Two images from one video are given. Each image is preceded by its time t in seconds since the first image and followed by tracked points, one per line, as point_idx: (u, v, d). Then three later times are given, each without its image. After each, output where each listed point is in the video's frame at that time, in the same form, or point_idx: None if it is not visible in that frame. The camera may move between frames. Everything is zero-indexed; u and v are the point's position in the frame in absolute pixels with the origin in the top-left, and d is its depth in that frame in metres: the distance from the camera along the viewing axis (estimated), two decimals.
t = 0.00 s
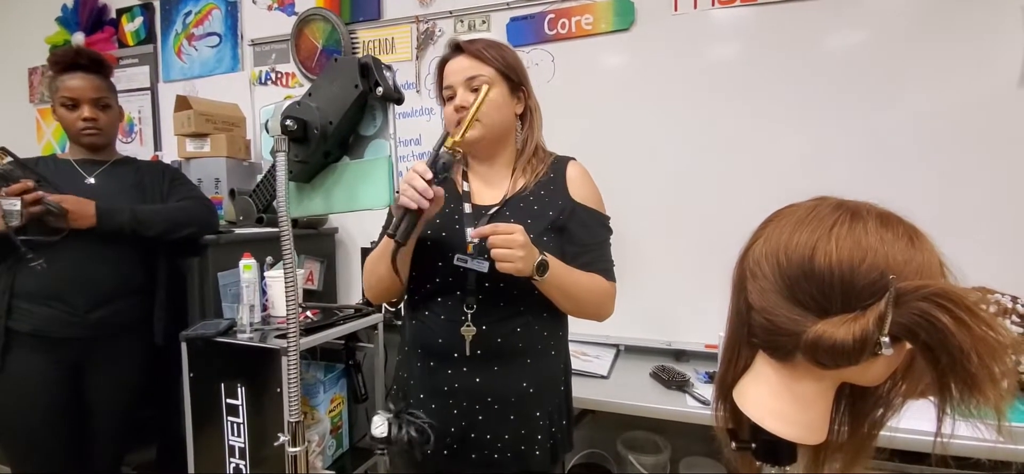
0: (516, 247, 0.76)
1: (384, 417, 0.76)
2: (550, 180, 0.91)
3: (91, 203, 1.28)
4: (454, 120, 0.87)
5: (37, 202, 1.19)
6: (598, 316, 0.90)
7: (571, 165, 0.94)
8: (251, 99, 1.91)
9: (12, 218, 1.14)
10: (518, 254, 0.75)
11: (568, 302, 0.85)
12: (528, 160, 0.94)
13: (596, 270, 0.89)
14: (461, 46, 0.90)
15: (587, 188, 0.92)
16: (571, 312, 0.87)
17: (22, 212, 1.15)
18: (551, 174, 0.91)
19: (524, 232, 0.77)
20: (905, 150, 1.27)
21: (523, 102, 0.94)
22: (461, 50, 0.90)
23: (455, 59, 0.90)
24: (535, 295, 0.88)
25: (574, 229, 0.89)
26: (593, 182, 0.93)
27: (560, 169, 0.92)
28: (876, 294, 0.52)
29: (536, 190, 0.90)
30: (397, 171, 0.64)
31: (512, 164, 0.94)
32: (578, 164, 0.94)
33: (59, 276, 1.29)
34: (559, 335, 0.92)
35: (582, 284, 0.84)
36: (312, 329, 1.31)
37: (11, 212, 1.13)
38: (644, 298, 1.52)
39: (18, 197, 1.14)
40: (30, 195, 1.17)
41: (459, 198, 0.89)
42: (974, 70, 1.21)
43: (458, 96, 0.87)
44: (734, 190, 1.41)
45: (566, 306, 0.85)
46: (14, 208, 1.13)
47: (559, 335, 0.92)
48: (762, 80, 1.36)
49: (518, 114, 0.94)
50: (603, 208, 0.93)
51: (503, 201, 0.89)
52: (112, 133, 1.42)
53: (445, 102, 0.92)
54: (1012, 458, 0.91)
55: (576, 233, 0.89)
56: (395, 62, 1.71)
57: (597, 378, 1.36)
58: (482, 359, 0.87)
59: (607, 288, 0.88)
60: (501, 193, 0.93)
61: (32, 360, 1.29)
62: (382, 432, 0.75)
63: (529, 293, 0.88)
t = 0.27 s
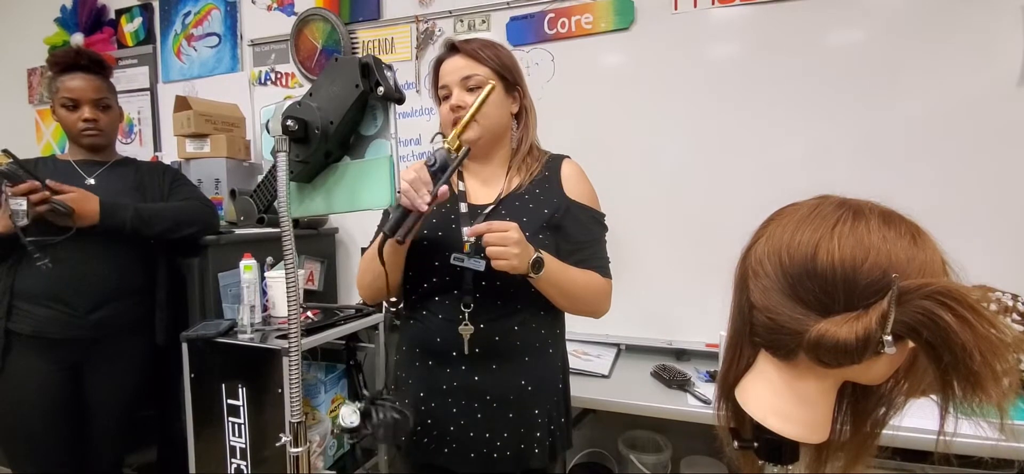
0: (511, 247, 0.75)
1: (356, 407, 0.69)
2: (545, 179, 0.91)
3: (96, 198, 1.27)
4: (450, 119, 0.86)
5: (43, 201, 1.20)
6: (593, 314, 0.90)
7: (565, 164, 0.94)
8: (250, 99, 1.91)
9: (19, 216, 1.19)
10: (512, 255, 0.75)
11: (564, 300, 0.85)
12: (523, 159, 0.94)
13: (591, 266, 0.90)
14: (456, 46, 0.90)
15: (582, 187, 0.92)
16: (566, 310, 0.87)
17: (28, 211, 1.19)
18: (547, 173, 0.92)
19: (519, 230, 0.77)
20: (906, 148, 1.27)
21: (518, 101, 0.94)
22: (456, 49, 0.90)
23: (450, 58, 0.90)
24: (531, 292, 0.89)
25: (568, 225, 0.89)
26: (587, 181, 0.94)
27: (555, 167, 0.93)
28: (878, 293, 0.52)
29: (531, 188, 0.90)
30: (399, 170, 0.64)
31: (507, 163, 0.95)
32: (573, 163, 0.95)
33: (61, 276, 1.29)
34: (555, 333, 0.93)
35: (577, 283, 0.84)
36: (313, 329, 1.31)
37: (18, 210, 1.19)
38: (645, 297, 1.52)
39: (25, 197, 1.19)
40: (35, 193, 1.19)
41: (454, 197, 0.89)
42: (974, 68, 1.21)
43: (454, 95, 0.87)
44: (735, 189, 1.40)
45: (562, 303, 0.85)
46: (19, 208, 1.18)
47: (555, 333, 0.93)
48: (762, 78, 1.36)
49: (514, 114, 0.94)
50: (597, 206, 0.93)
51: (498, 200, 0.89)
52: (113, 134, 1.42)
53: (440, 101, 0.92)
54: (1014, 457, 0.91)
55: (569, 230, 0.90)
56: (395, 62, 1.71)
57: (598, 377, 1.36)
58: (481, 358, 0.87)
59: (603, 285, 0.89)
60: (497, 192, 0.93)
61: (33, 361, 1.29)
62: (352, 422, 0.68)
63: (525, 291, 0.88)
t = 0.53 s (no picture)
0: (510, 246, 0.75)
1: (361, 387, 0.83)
2: (545, 178, 0.91)
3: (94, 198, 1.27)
4: (449, 118, 0.87)
5: (35, 206, 1.20)
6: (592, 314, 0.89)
7: (564, 163, 0.94)
8: (250, 99, 1.91)
9: (10, 220, 1.20)
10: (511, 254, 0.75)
11: (563, 300, 0.84)
12: (523, 158, 0.94)
13: (593, 266, 0.90)
14: (456, 44, 0.89)
15: (582, 187, 0.92)
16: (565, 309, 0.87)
17: (21, 216, 1.20)
18: (547, 172, 0.91)
19: (518, 229, 0.77)
20: (906, 147, 1.27)
21: (518, 100, 0.94)
22: (456, 48, 0.90)
23: (450, 56, 0.90)
24: (532, 291, 0.89)
25: (568, 225, 0.89)
26: (587, 180, 0.93)
27: (554, 166, 0.93)
28: (880, 291, 0.52)
29: (531, 188, 0.89)
30: (400, 169, 0.64)
31: (507, 162, 0.94)
32: (573, 163, 0.95)
33: (60, 276, 1.29)
34: (556, 331, 0.92)
35: (577, 283, 0.84)
36: (314, 329, 1.31)
37: (9, 215, 1.20)
38: (646, 297, 1.52)
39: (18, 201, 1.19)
40: (28, 198, 1.20)
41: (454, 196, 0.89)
42: (974, 67, 1.21)
43: (453, 94, 0.87)
44: (735, 188, 1.40)
45: (562, 303, 0.85)
46: (13, 212, 1.20)
47: (556, 332, 0.93)
48: (761, 77, 1.36)
49: (514, 113, 0.94)
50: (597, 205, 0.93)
51: (497, 199, 0.89)
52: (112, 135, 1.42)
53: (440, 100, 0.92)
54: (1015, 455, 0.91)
55: (568, 230, 0.90)
56: (395, 62, 1.71)
57: (598, 377, 1.36)
58: (482, 357, 0.86)
59: (602, 284, 0.89)
60: (496, 191, 0.92)
61: (33, 361, 1.29)
62: (359, 399, 0.81)
63: (525, 291, 0.88)
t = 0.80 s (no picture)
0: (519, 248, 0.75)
1: (398, 399, 0.83)
2: (554, 179, 0.91)
3: (95, 198, 1.27)
4: (459, 118, 0.87)
5: (31, 210, 1.20)
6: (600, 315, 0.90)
7: (574, 164, 0.94)
8: (251, 100, 1.91)
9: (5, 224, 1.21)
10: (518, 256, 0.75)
11: (571, 301, 0.84)
12: (532, 158, 0.94)
13: (600, 268, 0.89)
14: (468, 44, 0.89)
15: (592, 187, 0.92)
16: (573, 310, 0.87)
17: (16, 220, 1.20)
18: (556, 172, 0.91)
19: (527, 229, 0.77)
20: (907, 147, 1.27)
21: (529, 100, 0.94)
22: (468, 47, 0.90)
23: (462, 56, 0.90)
24: (539, 292, 0.88)
25: (577, 226, 0.89)
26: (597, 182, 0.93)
27: (564, 167, 0.92)
28: (882, 290, 0.52)
29: (540, 188, 0.89)
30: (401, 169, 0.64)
31: (516, 163, 0.94)
32: (583, 163, 0.94)
33: (61, 276, 1.29)
34: (562, 332, 0.92)
35: (586, 284, 0.84)
36: (315, 329, 1.32)
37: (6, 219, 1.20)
38: (647, 297, 1.52)
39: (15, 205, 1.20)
40: (26, 202, 1.20)
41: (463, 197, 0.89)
42: (975, 66, 1.20)
43: (464, 93, 0.87)
44: (736, 188, 1.40)
45: (570, 304, 0.85)
46: (8, 215, 1.20)
47: (563, 332, 0.92)
48: (762, 77, 1.36)
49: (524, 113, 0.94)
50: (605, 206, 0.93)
51: (507, 199, 0.89)
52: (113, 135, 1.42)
53: (451, 100, 0.92)
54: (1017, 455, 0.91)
55: (578, 230, 0.90)
56: (395, 62, 1.71)
57: (599, 377, 1.36)
58: (488, 357, 0.86)
59: (610, 286, 0.89)
60: (505, 191, 0.93)
61: (34, 362, 1.29)
62: (397, 412, 0.82)
63: (533, 291, 0.88)
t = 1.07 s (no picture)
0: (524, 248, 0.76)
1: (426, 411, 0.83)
2: (563, 181, 0.91)
3: (95, 201, 1.27)
4: (469, 119, 0.87)
5: (42, 209, 1.20)
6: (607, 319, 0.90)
7: (584, 166, 0.94)
8: (251, 101, 1.91)
9: (20, 224, 1.20)
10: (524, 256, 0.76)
11: (577, 303, 0.84)
12: (542, 160, 0.94)
13: (608, 272, 0.89)
14: (479, 44, 0.90)
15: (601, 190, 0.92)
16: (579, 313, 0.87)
17: (30, 220, 1.20)
18: (566, 175, 0.92)
19: (533, 232, 0.77)
20: (907, 148, 1.27)
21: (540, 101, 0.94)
22: (479, 48, 0.90)
23: (473, 57, 0.90)
24: (547, 294, 0.89)
25: (585, 228, 0.89)
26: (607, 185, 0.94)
27: (573, 169, 0.93)
28: (880, 292, 0.52)
29: (550, 190, 0.90)
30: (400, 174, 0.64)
31: (526, 164, 0.95)
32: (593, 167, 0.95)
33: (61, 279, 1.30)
34: (570, 334, 0.92)
35: (593, 287, 0.84)
36: (316, 330, 1.32)
37: (19, 219, 1.19)
38: (647, 298, 1.52)
39: (25, 205, 1.19)
40: (36, 201, 1.20)
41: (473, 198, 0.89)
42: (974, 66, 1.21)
43: (474, 94, 0.88)
44: (735, 189, 1.41)
45: (577, 307, 0.85)
46: (21, 215, 1.19)
47: (570, 334, 0.92)
48: (762, 78, 1.36)
49: (534, 114, 0.94)
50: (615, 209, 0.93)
51: (516, 201, 0.90)
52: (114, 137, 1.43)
53: (461, 100, 0.92)
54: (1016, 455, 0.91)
55: (586, 233, 0.90)
56: (395, 63, 1.71)
57: (599, 378, 1.36)
58: (495, 359, 0.87)
59: (618, 290, 0.89)
60: (514, 193, 0.93)
61: (35, 363, 1.29)
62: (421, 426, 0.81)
63: (540, 293, 0.88)
